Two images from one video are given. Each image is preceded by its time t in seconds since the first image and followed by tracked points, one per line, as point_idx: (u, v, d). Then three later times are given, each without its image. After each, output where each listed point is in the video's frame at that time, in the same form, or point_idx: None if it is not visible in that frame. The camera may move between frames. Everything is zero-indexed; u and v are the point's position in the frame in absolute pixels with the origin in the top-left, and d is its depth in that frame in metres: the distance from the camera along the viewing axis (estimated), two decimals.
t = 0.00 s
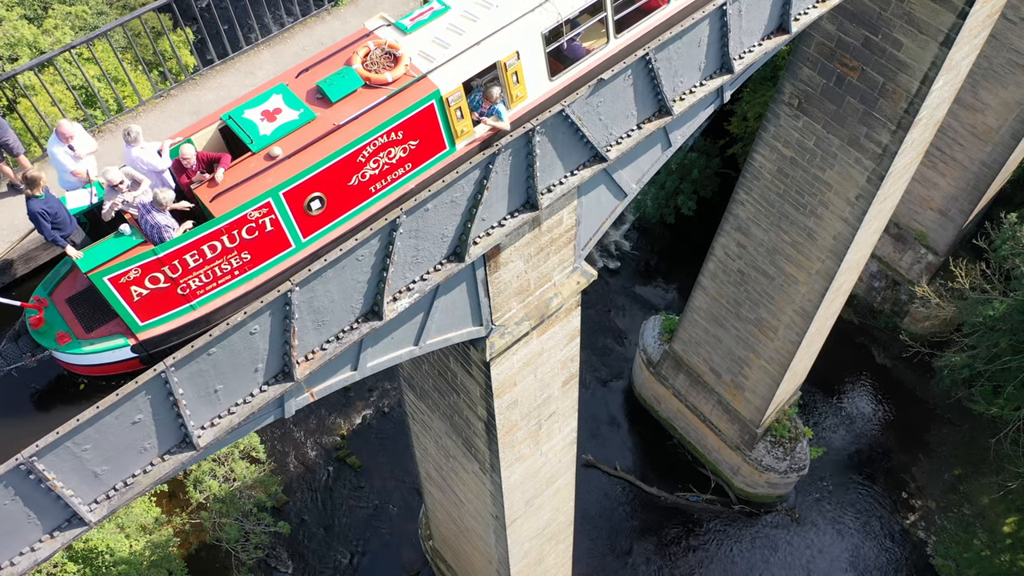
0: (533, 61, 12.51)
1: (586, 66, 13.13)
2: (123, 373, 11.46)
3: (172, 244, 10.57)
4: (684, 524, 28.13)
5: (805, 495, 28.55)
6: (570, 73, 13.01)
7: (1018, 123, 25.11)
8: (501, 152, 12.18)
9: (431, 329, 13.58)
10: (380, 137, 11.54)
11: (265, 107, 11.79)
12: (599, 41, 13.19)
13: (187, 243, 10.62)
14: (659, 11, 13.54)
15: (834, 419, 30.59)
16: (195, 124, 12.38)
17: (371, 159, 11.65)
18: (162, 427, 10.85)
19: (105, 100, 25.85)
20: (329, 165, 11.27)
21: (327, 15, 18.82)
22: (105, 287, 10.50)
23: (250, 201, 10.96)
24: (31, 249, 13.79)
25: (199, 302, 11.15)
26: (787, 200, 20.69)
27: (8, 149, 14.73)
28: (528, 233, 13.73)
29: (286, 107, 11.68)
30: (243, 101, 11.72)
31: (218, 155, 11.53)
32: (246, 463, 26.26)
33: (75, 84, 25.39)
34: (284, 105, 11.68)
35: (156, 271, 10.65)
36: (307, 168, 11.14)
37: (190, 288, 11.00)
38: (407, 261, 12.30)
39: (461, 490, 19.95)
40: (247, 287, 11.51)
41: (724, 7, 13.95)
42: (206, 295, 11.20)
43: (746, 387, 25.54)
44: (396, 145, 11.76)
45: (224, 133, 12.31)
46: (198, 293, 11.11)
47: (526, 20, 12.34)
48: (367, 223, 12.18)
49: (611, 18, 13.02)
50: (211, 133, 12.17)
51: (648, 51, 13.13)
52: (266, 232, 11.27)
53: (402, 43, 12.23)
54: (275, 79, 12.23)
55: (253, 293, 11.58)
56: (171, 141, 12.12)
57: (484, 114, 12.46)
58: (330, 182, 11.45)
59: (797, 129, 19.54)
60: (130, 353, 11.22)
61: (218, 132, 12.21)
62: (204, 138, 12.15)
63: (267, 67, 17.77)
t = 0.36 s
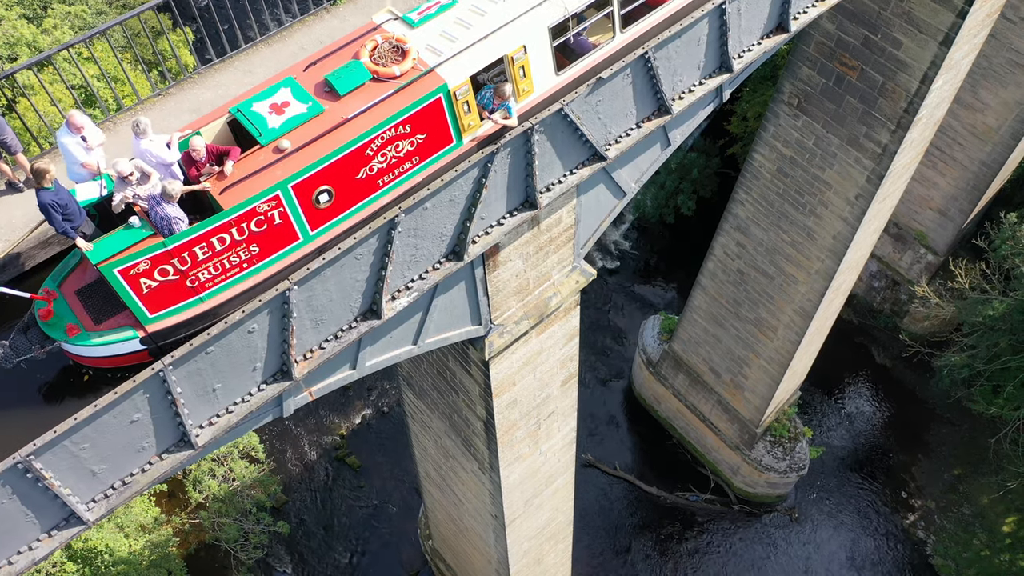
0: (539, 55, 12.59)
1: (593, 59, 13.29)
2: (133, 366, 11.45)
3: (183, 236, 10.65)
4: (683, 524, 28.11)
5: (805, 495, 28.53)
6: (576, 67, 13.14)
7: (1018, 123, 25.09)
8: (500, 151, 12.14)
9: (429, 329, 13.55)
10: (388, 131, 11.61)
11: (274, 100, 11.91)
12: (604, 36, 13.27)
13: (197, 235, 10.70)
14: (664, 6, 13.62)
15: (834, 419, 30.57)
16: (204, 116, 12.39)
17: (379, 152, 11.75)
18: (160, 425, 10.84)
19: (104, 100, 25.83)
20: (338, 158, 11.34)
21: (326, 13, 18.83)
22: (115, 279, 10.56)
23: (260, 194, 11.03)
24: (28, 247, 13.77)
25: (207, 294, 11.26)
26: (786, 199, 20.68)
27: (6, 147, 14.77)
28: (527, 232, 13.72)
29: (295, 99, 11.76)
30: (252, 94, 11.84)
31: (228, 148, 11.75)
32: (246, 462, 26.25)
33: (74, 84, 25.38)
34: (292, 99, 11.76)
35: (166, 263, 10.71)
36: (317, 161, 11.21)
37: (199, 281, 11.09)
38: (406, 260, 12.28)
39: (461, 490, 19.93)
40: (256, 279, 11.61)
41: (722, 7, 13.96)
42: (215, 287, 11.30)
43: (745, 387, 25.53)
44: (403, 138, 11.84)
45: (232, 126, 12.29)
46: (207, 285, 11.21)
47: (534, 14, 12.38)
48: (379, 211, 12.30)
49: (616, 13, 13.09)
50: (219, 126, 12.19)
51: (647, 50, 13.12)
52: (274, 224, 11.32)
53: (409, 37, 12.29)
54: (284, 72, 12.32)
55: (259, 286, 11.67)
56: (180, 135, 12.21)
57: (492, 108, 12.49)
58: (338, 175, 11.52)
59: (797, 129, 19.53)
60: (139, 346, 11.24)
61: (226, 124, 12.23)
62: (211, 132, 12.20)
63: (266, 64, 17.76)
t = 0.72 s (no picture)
0: (546, 49, 12.63)
1: (599, 54, 13.35)
2: (141, 357, 11.49)
3: (194, 228, 10.68)
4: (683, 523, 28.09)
5: (805, 495, 28.52)
6: (583, 61, 13.20)
7: (1018, 123, 25.08)
8: (499, 149, 12.11)
9: (429, 327, 13.53)
10: (396, 123, 11.63)
11: (283, 93, 12.06)
12: (611, 31, 13.43)
13: (207, 226, 10.73)
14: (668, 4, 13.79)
15: (833, 419, 30.55)
16: (213, 109, 12.39)
17: (388, 145, 11.78)
18: (159, 424, 10.82)
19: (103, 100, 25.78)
20: (347, 151, 11.39)
21: (325, 11, 18.84)
22: (125, 271, 10.59)
23: (269, 186, 11.09)
24: (28, 245, 13.56)
25: (216, 286, 11.34)
26: (786, 199, 20.67)
27: (4, 145, 14.82)
28: (527, 230, 13.69)
29: (304, 92, 11.90)
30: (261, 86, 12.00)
31: (238, 140, 11.63)
32: (245, 462, 26.23)
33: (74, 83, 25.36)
34: (300, 91, 11.90)
35: (176, 255, 10.75)
36: (326, 153, 11.28)
37: (209, 273, 11.16)
38: (405, 258, 12.27)
39: (461, 489, 19.90)
40: (265, 271, 11.68)
41: (722, 4, 13.93)
42: (224, 279, 11.38)
43: (745, 386, 25.51)
44: (412, 132, 11.86)
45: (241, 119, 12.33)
46: (216, 277, 11.29)
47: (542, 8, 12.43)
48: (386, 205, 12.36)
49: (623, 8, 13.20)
50: (228, 118, 12.23)
51: (648, 48, 13.11)
52: (283, 217, 11.40)
53: (417, 30, 12.37)
54: (293, 65, 12.47)
55: (268, 279, 11.74)
56: (189, 127, 12.16)
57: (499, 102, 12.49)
58: (346, 167, 11.57)
59: (797, 128, 19.52)
60: (148, 337, 11.25)
61: (235, 116, 12.28)
62: (221, 124, 12.23)
63: (265, 62, 17.75)
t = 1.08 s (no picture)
0: (554, 42, 12.63)
1: (607, 47, 13.32)
2: (151, 349, 11.55)
3: (205, 220, 10.74)
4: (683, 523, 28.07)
5: (805, 494, 28.51)
6: (591, 55, 13.20)
7: (1018, 122, 25.06)
8: (498, 147, 12.11)
9: (428, 326, 13.52)
10: (405, 117, 11.62)
11: (292, 86, 11.95)
12: (619, 25, 13.29)
13: (218, 218, 10.79)
14: None
15: (833, 419, 30.53)
16: (223, 101, 12.46)
17: (396, 139, 11.77)
18: (157, 422, 10.80)
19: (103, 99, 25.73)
20: (356, 144, 11.38)
21: (324, 9, 18.85)
22: (136, 263, 10.63)
23: (279, 178, 11.08)
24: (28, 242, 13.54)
25: (226, 278, 11.37)
26: (786, 198, 20.65)
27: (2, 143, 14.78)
28: (526, 229, 13.66)
29: (313, 85, 11.79)
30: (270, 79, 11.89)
31: (248, 133, 11.74)
32: (245, 461, 26.20)
33: (74, 82, 25.32)
34: (310, 84, 11.79)
35: (186, 247, 10.79)
36: (336, 146, 11.27)
37: (218, 265, 11.19)
38: (405, 257, 12.25)
39: (460, 488, 19.88)
40: (275, 263, 11.67)
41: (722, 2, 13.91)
42: (234, 271, 11.40)
43: (745, 386, 25.49)
44: (420, 125, 11.86)
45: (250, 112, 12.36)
46: (226, 270, 11.32)
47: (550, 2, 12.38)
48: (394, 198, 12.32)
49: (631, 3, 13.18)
50: (237, 111, 12.26)
51: (647, 46, 13.10)
52: (293, 209, 11.39)
53: (426, 23, 12.31)
54: (302, 57, 12.36)
55: (280, 270, 11.75)
56: (199, 119, 12.29)
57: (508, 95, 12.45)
58: (356, 160, 11.56)
59: (797, 127, 19.50)
60: (158, 329, 11.33)
61: (243, 109, 12.28)
62: (229, 117, 12.28)
63: (265, 60, 17.74)
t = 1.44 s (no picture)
0: (562, 41, 12.71)
1: (614, 47, 13.49)
2: (162, 347, 11.53)
3: (215, 217, 10.77)
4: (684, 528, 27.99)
5: (805, 500, 28.42)
6: (597, 55, 13.34)
7: (1018, 126, 25.05)
8: (499, 150, 11.95)
9: (428, 330, 13.49)
10: (414, 116, 11.66)
11: (302, 84, 12.02)
12: (625, 25, 13.50)
13: (228, 216, 10.80)
14: None
15: (834, 423, 30.48)
16: (232, 100, 12.48)
17: (406, 137, 11.81)
18: (156, 427, 10.75)
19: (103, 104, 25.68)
20: (366, 142, 11.40)
21: (325, 12, 18.95)
22: (147, 260, 10.68)
23: (289, 176, 11.09)
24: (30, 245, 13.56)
25: (236, 276, 11.37)
26: (786, 203, 20.63)
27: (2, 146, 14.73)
28: (527, 232, 13.64)
29: (323, 84, 11.86)
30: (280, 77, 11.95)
31: (259, 132, 11.69)
32: (245, 466, 26.11)
33: (74, 87, 25.29)
34: (319, 83, 11.86)
35: (197, 244, 10.80)
36: (345, 144, 11.28)
37: (228, 263, 11.19)
38: (404, 260, 12.21)
39: (460, 493, 19.81)
40: (285, 261, 11.69)
41: (723, 6, 13.90)
42: (243, 269, 11.40)
43: (745, 391, 25.43)
44: (429, 124, 11.91)
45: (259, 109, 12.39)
46: (235, 267, 11.32)
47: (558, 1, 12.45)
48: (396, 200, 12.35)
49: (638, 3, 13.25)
50: (246, 110, 12.26)
51: (647, 50, 13.04)
52: (303, 207, 11.40)
53: (434, 22, 12.34)
54: (311, 56, 12.42)
55: (292, 266, 11.74)
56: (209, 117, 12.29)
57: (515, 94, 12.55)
58: (365, 159, 11.60)
59: (797, 132, 19.48)
60: (167, 327, 11.26)
61: (253, 108, 12.30)
62: (239, 115, 12.27)
63: (264, 64, 17.74)
